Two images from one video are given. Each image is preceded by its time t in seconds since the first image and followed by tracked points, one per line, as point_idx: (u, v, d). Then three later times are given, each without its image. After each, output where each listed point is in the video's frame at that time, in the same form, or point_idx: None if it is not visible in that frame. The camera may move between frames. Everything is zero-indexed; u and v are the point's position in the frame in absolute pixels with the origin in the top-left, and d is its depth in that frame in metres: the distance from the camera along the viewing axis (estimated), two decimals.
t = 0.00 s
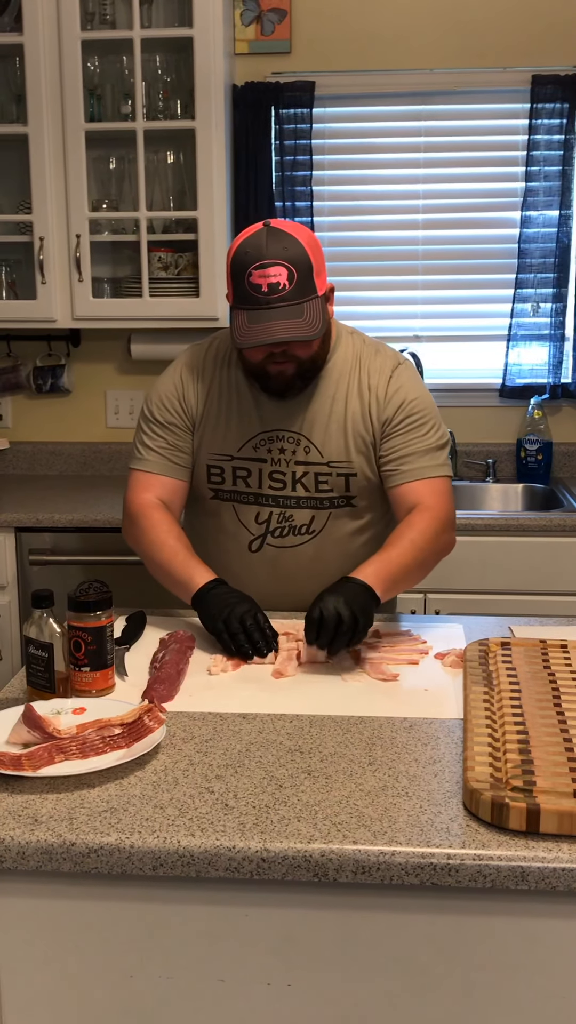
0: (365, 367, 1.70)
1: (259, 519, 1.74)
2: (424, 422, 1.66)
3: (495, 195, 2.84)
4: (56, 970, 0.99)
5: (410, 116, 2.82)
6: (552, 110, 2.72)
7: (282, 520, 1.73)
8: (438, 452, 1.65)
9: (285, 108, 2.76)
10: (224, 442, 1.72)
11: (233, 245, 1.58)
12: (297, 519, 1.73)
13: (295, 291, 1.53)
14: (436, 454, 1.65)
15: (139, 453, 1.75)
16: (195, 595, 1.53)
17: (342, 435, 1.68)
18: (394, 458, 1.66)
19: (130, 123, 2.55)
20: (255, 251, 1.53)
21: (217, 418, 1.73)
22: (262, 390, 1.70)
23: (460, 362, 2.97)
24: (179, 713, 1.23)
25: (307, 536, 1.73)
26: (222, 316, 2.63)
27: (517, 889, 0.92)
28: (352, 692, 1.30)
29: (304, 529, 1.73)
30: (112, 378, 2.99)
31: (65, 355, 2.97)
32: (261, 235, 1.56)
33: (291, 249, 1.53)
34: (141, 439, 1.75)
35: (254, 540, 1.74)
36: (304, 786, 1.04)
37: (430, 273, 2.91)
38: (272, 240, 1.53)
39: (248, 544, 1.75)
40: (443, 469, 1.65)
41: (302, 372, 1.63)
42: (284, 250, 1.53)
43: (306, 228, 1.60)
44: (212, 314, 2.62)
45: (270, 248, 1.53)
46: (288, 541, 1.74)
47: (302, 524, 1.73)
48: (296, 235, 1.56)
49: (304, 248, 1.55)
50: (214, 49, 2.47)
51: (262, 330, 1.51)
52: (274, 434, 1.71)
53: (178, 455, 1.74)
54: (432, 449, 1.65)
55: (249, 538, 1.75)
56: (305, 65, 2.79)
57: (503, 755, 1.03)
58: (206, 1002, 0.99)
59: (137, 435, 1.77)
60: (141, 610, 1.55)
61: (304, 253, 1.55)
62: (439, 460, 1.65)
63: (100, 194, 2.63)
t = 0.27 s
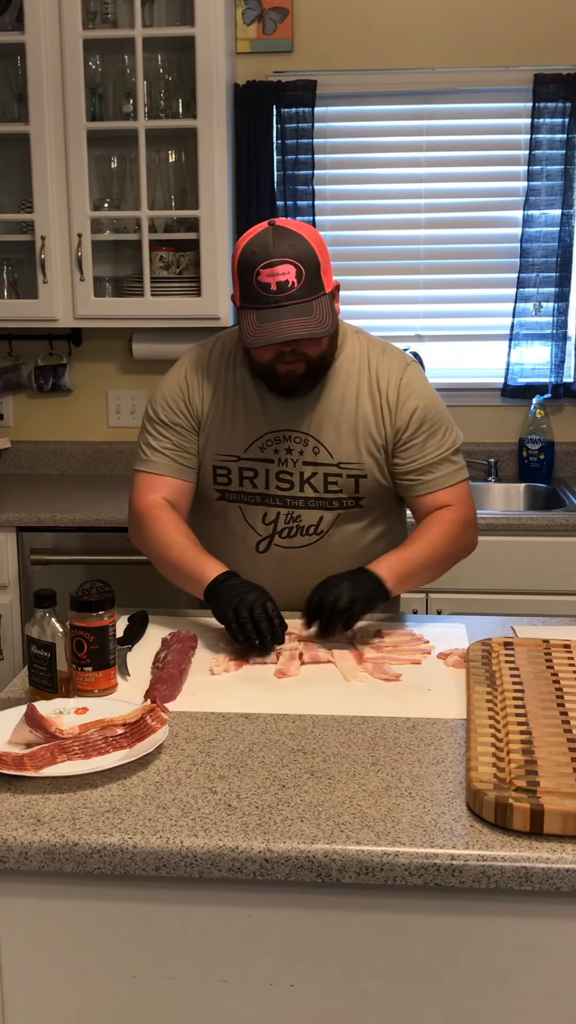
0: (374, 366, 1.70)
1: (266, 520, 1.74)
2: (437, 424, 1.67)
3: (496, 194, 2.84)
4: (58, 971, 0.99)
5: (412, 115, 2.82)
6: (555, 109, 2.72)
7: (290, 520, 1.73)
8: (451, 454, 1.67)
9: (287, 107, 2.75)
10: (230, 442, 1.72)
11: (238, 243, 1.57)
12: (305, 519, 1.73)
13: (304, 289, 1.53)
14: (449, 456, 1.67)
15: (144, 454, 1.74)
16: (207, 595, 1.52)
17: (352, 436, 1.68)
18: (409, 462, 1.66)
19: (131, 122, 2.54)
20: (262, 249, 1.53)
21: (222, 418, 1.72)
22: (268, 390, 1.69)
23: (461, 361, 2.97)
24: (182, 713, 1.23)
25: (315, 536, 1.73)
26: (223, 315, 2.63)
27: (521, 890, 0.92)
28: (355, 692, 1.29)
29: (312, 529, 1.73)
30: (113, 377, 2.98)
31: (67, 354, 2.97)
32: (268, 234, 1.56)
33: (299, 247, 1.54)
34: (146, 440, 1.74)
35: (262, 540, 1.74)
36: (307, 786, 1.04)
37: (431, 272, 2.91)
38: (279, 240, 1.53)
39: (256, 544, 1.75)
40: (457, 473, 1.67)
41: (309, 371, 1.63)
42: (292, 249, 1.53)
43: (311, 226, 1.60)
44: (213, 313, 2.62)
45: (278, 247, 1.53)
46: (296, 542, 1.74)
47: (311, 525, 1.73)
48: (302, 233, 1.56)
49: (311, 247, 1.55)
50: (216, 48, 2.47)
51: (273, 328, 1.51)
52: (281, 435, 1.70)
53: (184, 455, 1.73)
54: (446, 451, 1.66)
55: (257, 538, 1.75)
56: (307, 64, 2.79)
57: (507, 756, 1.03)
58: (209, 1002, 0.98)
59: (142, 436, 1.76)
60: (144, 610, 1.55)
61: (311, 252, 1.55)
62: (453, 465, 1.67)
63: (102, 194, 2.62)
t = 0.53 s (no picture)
0: (380, 368, 1.70)
1: (275, 521, 1.73)
2: (439, 420, 1.66)
3: (496, 195, 2.84)
4: (58, 972, 0.99)
5: (412, 116, 2.82)
6: (555, 110, 2.72)
7: (298, 521, 1.73)
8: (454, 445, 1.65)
9: (287, 107, 2.75)
10: (241, 442, 1.72)
11: (254, 246, 1.58)
12: (312, 520, 1.73)
13: (319, 293, 1.54)
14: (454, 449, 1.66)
15: (155, 453, 1.72)
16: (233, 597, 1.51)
17: (357, 436, 1.69)
18: (412, 457, 1.65)
19: (132, 123, 2.54)
20: (279, 253, 1.54)
21: (234, 418, 1.72)
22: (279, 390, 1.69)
23: (461, 362, 2.97)
24: (183, 714, 1.23)
25: (323, 537, 1.73)
26: (223, 315, 2.63)
27: (522, 892, 0.92)
28: (356, 693, 1.29)
29: (320, 530, 1.73)
30: (113, 377, 2.98)
31: (67, 355, 2.97)
32: (284, 236, 1.56)
33: (315, 251, 1.55)
34: (157, 439, 1.72)
35: (270, 541, 1.74)
36: (308, 787, 1.04)
37: (431, 272, 2.91)
38: (296, 243, 1.54)
39: (264, 546, 1.74)
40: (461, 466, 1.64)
41: (321, 373, 1.63)
42: (309, 253, 1.54)
43: (326, 229, 1.61)
44: (214, 314, 2.62)
45: (295, 250, 1.54)
46: (304, 543, 1.73)
47: (318, 526, 1.73)
48: (318, 237, 1.57)
49: (327, 251, 1.56)
50: (216, 48, 2.47)
51: (288, 331, 1.52)
52: (290, 435, 1.71)
53: (196, 453, 1.72)
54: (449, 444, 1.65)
55: (265, 539, 1.74)
56: (308, 64, 2.79)
57: (508, 757, 1.03)
58: (209, 1003, 0.98)
59: (152, 436, 1.74)
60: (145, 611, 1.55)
61: (327, 256, 1.56)
62: (457, 457, 1.65)
63: (102, 194, 2.62)
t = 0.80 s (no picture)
0: (384, 370, 1.71)
1: (281, 522, 1.73)
2: (441, 423, 1.66)
3: (495, 198, 2.84)
4: (57, 974, 0.99)
5: (411, 119, 2.82)
6: (553, 113, 2.72)
7: (304, 523, 1.73)
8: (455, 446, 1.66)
9: (286, 110, 2.76)
10: (251, 442, 1.72)
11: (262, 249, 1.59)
12: (318, 521, 1.72)
13: (328, 295, 1.54)
14: (455, 450, 1.66)
15: (166, 452, 1.70)
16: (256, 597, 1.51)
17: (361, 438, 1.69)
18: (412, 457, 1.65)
19: (130, 125, 2.54)
20: (288, 255, 1.55)
21: (243, 417, 1.71)
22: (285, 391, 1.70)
23: (459, 364, 2.97)
24: (182, 716, 1.23)
25: (328, 538, 1.73)
26: (222, 318, 2.63)
27: (521, 894, 0.92)
28: (354, 695, 1.30)
29: (325, 532, 1.73)
30: (112, 379, 2.99)
31: (65, 356, 2.97)
32: (294, 239, 1.57)
33: (324, 254, 1.55)
34: (169, 439, 1.70)
35: (276, 543, 1.74)
36: (307, 789, 1.04)
37: (430, 275, 2.91)
38: (305, 246, 1.55)
39: (270, 547, 1.75)
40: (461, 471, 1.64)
41: (328, 375, 1.64)
42: (317, 255, 1.55)
43: (334, 232, 1.62)
44: (212, 316, 2.62)
45: (303, 252, 1.55)
46: (310, 544, 1.73)
47: (323, 527, 1.73)
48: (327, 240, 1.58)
49: (336, 254, 1.57)
50: (215, 51, 2.47)
51: (296, 333, 1.53)
52: (296, 436, 1.71)
53: (209, 452, 1.71)
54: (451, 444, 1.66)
55: (272, 541, 1.74)
56: (306, 67, 2.80)
57: (507, 759, 1.03)
58: (208, 1005, 0.98)
59: (162, 436, 1.72)
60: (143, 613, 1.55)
61: (336, 259, 1.57)
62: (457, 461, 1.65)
63: (101, 197, 2.62)
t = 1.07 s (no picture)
0: (389, 372, 1.71)
1: (285, 523, 1.73)
2: (449, 428, 1.69)
3: (492, 200, 2.85)
4: (54, 974, 0.99)
5: (408, 121, 2.83)
6: (550, 116, 2.73)
7: (308, 524, 1.73)
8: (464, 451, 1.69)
9: (284, 112, 2.76)
10: (253, 443, 1.71)
11: (266, 250, 1.60)
12: (322, 522, 1.73)
13: (331, 297, 1.54)
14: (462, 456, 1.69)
15: (168, 453, 1.69)
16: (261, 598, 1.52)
17: (369, 441, 1.69)
18: (422, 463, 1.67)
19: (128, 127, 2.55)
20: (291, 257, 1.55)
21: (246, 418, 1.71)
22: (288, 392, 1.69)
23: (456, 366, 2.98)
24: (180, 718, 1.23)
25: (333, 539, 1.73)
26: (219, 320, 2.63)
27: (517, 895, 0.92)
28: (350, 696, 1.30)
29: (330, 533, 1.73)
30: (109, 381, 2.99)
31: (63, 358, 2.97)
32: (297, 242, 1.58)
33: (327, 256, 1.56)
34: (171, 441, 1.70)
35: (280, 544, 1.74)
36: (304, 790, 1.04)
37: (427, 277, 2.92)
38: (308, 249, 1.56)
39: (274, 548, 1.75)
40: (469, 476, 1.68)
41: (331, 378, 1.64)
42: (321, 257, 1.56)
43: (337, 236, 1.63)
44: (209, 318, 2.62)
45: (307, 254, 1.55)
46: (315, 545, 1.73)
47: (328, 528, 1.73)
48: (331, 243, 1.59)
49: (339, 257, 1.57)
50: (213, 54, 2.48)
51: (300, 333, 1.52)
52: (300, 438, 1.71)
53: (211, 453, 1.70)
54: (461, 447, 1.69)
55: (275, 542, 1.74)
56: (304, 69, 2.80)
57: (504, 760, 1.03)
58: (206, 1005, 0.98)
59: (163, 437, 1.72)
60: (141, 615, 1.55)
61: (340, 262, 1.57)
62: (464, 466, 1.68)
63: (98, 198, 2.63)
